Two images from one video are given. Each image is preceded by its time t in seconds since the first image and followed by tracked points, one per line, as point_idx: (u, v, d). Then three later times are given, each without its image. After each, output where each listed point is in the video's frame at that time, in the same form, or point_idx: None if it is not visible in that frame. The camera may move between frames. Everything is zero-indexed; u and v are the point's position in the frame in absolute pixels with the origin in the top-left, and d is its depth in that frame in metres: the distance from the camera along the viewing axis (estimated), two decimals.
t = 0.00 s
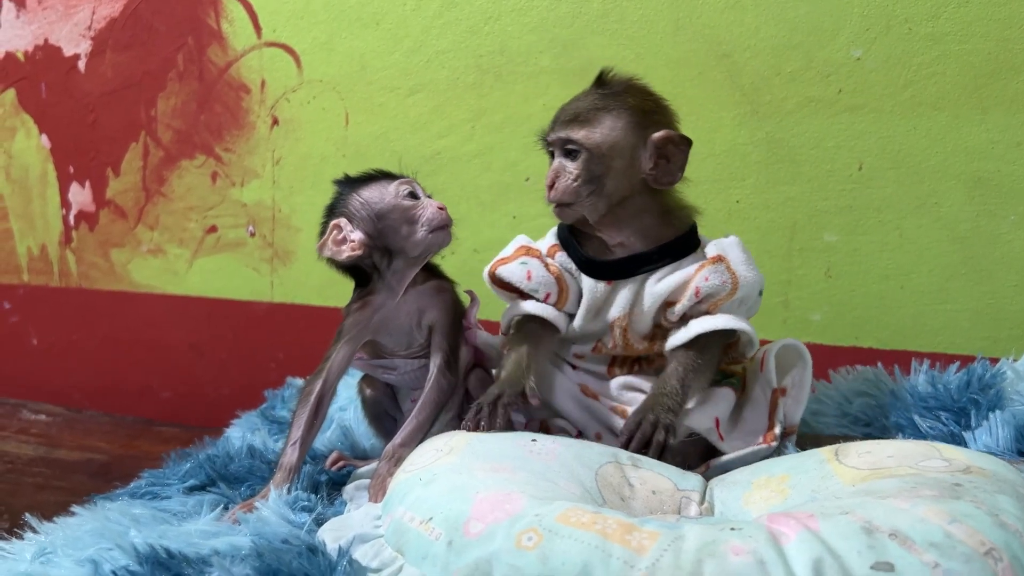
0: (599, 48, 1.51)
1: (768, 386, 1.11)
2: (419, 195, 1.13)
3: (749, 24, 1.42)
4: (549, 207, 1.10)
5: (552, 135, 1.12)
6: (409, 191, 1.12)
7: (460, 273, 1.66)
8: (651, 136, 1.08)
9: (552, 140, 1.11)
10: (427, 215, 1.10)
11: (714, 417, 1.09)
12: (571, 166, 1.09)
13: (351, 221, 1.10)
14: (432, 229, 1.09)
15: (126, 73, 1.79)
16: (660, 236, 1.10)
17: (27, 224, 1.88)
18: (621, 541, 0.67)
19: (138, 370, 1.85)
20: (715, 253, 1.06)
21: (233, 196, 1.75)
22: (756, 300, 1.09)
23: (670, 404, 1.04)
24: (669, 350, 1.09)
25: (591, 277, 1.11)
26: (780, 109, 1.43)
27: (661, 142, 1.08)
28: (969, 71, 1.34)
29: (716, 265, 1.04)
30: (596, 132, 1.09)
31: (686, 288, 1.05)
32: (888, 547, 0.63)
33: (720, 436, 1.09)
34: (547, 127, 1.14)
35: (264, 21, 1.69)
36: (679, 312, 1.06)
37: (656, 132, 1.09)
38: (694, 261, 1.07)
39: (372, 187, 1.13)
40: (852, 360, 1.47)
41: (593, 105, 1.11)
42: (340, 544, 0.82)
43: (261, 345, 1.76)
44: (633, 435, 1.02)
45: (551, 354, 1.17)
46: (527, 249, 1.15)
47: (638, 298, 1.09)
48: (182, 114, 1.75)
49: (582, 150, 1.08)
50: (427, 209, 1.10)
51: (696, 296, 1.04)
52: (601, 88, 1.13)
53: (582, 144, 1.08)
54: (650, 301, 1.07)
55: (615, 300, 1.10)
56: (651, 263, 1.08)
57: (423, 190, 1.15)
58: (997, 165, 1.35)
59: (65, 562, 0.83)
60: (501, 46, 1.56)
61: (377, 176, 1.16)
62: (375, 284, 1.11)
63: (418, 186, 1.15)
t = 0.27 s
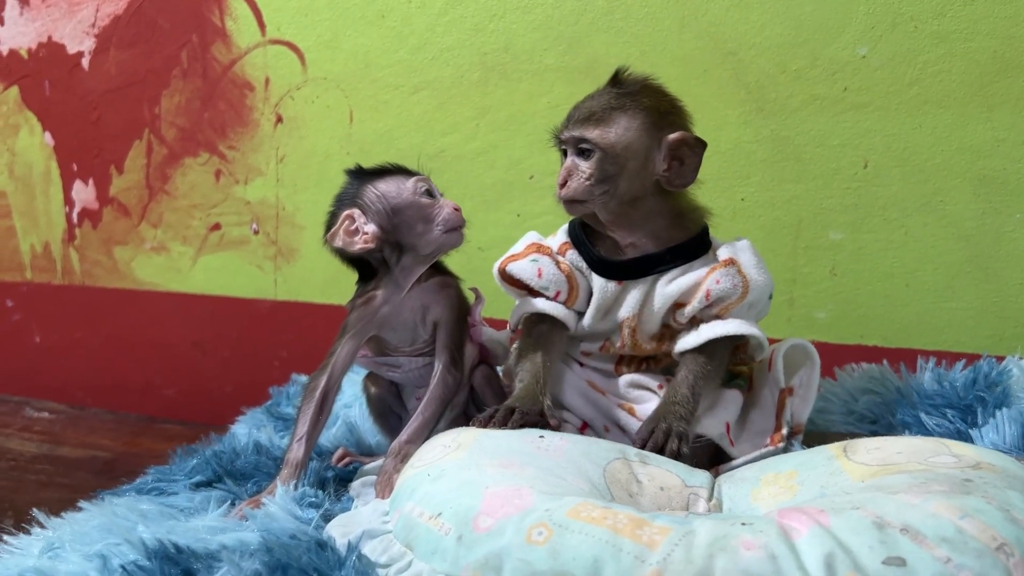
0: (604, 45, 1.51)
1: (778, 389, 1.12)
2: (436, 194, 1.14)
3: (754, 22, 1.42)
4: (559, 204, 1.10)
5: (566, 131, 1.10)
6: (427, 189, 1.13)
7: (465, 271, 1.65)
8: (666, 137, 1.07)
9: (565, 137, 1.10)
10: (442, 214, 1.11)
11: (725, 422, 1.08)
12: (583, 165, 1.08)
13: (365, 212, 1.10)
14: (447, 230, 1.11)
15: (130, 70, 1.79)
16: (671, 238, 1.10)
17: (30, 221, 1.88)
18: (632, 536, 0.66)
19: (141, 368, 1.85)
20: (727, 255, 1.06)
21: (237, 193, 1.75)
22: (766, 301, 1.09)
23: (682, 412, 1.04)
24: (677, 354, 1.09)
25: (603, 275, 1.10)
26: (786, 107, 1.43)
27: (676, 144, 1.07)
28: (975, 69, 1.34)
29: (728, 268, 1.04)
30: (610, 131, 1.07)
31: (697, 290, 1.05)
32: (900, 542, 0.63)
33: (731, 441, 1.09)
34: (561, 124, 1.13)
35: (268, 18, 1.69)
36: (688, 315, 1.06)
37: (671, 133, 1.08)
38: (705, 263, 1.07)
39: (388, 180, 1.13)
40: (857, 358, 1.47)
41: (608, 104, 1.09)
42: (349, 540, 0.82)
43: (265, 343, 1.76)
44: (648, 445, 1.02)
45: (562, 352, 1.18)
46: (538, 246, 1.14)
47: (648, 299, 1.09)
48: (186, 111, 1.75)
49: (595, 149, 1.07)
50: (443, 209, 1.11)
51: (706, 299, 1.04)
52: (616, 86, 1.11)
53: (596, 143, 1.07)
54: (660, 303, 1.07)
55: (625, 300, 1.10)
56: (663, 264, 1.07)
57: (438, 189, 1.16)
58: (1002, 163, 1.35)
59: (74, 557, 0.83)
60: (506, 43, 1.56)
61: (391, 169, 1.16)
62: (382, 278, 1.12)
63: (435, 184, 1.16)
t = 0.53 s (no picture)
0: (604, 46, 1.52)
1: (775, 390, 1.12)
2: (440, 197, 1.15)
3: (754, 23, 1.43)
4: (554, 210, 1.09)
5: (563, 137, 1.10)
6: (431, 192, 1.14)
7: (465, 270, 1.66)
8: (663, 143, 1.08)
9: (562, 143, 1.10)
10: (447, 218, 1.12)
11: (723, 427, 1.08)
12: (580, 172, 1.08)
13: (369, 213, 1.10)
14: (451, 233, 1.12)
15: (132, 69, 1.79)
16: (666, 244, 1.10)
17: (31, 220, 1.89)
18: (631, 530, 0.67)
19: (142, 366, 1.86)
20: (725, 263, 1.06)
21: (238, 192, 1.75)
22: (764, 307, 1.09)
23: (682, 423, 1.05)
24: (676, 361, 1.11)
25: (599, 283, 1.11)
26: (785, 107, 1.43)
27: (672, 151, 1.07)
28: (973, 69, 1.34)
29: (725, 276, 1.04)
30: (609, 138, 1.07)
31: (695, 299, 1.05)
32: (896, 535, 0.64)
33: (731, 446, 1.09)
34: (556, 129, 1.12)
35: (269, 18, 1.69)
36: (686, 322, 1.07)
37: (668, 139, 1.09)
38: (705, 270, 1.07)
39: (393, 182, 1.14)
40: (856, 357, 1.47)
41: (606, 109, 1.09)
42: (352, 536, 0.83)
43: (266, 342, 1.76)
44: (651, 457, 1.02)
45: (560, 356, 1.19)
46: (533, 252, 1.14)
47: (645, 306, 1.09)
48: (188, 110, 1.76)
49: (593, 156, 1.07)
50: (448, 212, 1.12)
51: (704, 308, 1.04)
52: (613, 91, 1.11)
53: (595, 150, 1.07)
54: (658, 310, 1.08)
55: (623, 307, 1.10)
56: (660, 271, 1.08)
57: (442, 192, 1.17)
58: (1000, 164, 1.36)
59: (78, 552, 0.84)
60: (507, 43, 1.57)
61: (395, 171, 1.16)
62: (384, 280, 1.12)
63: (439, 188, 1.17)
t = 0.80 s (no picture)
0: (601, 47, 1.52)
1: (766, 389, 1.13)
2: (436, 203, 1.14)
3: (751, 25, 1.43)
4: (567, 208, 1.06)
5: (580, 130, 1.06)
6: (427, 198, 1.13)
7: (462, 271, 1.66)
8: (661, 143, 1.10)
9: (579, 137, 1.06)
10: (443, 224, 1.12)
11: (715, 429, 1.09)
12: (600, 170, 1.05)
13: (364, 221, 1.10)
14: (447, 239, 1.12)
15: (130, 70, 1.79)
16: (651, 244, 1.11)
17: (29, 220, 1.89)
18: (625, 533, 0.67)
19: (140, 367, 1.86)
20: (707, 261, 1.07)
21: (236, 193, 1.75)
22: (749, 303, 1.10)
23: (672, 426, 1.05)
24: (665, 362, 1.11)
25: (583, 285, 1.10)
26: (783, 109, 1.44)
27: (668, 153, 1.10)
28: (970, 72, 1.35)
29: (709, 274, 1.05)
30: (628, 136, 1.06)
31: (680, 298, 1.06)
32: (889, 538, 0.64)
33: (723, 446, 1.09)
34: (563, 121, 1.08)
35: (268, 19, 1.70)
36: (672, 321, 1.08)
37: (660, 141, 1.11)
38: (687, 269, 1.08)
39: (389, 188, 1.14)
40: (852, 359, 1.48)
41: (619, 103, 1.07)
42: (347, 538, 0.83)
43: (264, 343, 1.76)
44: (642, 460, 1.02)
45: (550, 360, 1.19)
46: (516, 258, 1.14)
47: (629, 308, 1.09)
48: (186, 111, 1.76)
49: (614, 155, 1.06)
50: (443, 218, 1.12)
51: (688, 307, 1.05)
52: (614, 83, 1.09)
53: (617, 148, 1.05)
54: (642, 311, 1.08)
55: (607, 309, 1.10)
56: (642, 271, 1.08)
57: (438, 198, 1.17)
58: (996, 166, 1.36)
59: (74, 554, 0.84)
60: (505, 45, 1.57)
61: (391, 176, 1.16)
62: (380, 286, 1.12)
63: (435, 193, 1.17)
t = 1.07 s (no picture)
0: (601, 49, 1.52)
1: (766, 389, 1.13)
2: (435, 204, 1.14)
3: (751, 26, 1.44)
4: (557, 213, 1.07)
5: (563, 137, 1.07)
6: (426, 199, 1.13)
7: (462, 272, 1.66)
8: (655, 142, 1.10)
9: (561, 143, 1.07)
10: (442, 226, 1.12)
11: (715, 429, 1.09)
12: (586, 172, 1.06)
13: (363, 223, 1.11)
14: (446, 241, 1.12)
15: (130, 70, 1.79)
16: (653, 245, 1.11)
17: (29, 220, 1.89)
18: (626, 534, 0.68)
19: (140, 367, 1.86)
20: (707, 262, 1.07)
21: (235, 193, 1.76)
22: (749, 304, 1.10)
23: (673, 426, 1.05)
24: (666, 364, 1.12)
25: (584, 289, 1.11)
26: (782, 111, 1.44)
27: (662, 150, 1.10)
28: (968, 74, 1.35)
29: (709, 276, 1.05)
30: (611, 137, 1.06)
31: (680, 300, 1.06)
32: (889, 540, 0.64)
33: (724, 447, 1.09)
34: (551, 129, 1.10)
35: (268, 20, 1.70)
36: (672, 323, 1.08)
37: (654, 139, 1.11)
38: (687, 270, 1.08)
39: (388, 189, 1.14)
40: (850, 360, 1.48)
41: (602, 106, 1.08)
42: (347, 538, 0.83)
43: (263, 343, 1.76)
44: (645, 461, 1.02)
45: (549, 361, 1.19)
46: (515, 261, 1.15)
47: (629, 310, 1.10)
48: (186, 111, 1.76)
49: (599, 156, 1.06)
50: (443, 220, 1.12)
51: (688, 308, 1.05)
52: (602, 88, 1.11)
53: (600, 149, 1.06)
54: (643, 313, 1.09)
55: (608, 311, 1.11)
56: (643, 274, 1.09)
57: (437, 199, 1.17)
58: (995, 168, 1.36)
59: (74, 553, 0.84)
60: (505, 46, 1.58)
61: (391, 178, 1.16)
62: (379, 288, 1.13)
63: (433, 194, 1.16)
